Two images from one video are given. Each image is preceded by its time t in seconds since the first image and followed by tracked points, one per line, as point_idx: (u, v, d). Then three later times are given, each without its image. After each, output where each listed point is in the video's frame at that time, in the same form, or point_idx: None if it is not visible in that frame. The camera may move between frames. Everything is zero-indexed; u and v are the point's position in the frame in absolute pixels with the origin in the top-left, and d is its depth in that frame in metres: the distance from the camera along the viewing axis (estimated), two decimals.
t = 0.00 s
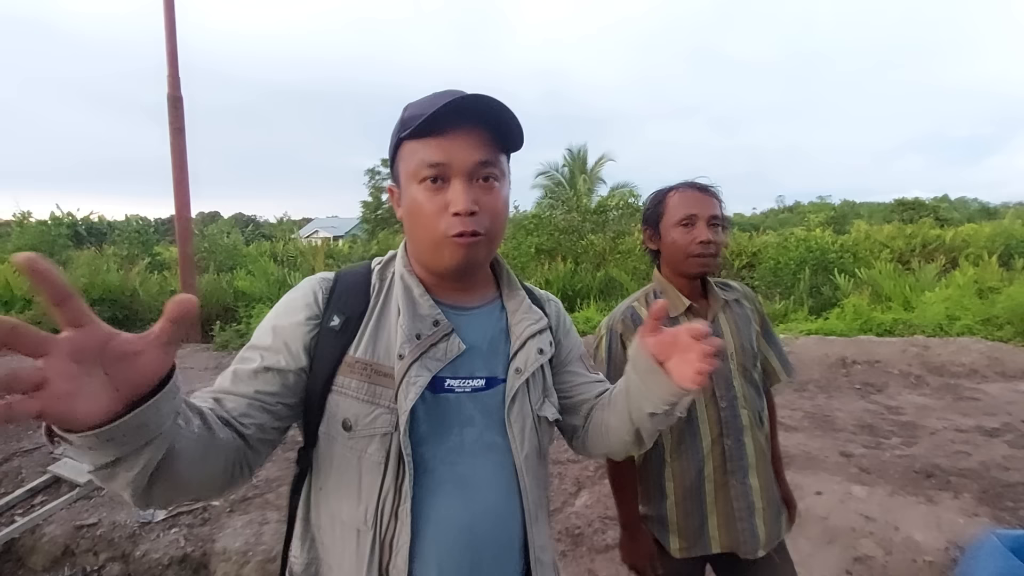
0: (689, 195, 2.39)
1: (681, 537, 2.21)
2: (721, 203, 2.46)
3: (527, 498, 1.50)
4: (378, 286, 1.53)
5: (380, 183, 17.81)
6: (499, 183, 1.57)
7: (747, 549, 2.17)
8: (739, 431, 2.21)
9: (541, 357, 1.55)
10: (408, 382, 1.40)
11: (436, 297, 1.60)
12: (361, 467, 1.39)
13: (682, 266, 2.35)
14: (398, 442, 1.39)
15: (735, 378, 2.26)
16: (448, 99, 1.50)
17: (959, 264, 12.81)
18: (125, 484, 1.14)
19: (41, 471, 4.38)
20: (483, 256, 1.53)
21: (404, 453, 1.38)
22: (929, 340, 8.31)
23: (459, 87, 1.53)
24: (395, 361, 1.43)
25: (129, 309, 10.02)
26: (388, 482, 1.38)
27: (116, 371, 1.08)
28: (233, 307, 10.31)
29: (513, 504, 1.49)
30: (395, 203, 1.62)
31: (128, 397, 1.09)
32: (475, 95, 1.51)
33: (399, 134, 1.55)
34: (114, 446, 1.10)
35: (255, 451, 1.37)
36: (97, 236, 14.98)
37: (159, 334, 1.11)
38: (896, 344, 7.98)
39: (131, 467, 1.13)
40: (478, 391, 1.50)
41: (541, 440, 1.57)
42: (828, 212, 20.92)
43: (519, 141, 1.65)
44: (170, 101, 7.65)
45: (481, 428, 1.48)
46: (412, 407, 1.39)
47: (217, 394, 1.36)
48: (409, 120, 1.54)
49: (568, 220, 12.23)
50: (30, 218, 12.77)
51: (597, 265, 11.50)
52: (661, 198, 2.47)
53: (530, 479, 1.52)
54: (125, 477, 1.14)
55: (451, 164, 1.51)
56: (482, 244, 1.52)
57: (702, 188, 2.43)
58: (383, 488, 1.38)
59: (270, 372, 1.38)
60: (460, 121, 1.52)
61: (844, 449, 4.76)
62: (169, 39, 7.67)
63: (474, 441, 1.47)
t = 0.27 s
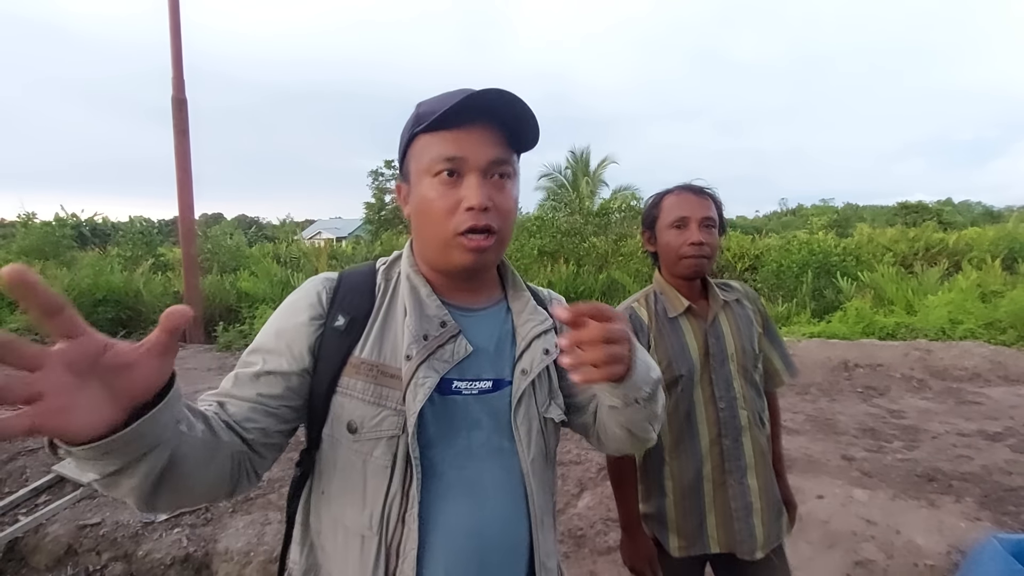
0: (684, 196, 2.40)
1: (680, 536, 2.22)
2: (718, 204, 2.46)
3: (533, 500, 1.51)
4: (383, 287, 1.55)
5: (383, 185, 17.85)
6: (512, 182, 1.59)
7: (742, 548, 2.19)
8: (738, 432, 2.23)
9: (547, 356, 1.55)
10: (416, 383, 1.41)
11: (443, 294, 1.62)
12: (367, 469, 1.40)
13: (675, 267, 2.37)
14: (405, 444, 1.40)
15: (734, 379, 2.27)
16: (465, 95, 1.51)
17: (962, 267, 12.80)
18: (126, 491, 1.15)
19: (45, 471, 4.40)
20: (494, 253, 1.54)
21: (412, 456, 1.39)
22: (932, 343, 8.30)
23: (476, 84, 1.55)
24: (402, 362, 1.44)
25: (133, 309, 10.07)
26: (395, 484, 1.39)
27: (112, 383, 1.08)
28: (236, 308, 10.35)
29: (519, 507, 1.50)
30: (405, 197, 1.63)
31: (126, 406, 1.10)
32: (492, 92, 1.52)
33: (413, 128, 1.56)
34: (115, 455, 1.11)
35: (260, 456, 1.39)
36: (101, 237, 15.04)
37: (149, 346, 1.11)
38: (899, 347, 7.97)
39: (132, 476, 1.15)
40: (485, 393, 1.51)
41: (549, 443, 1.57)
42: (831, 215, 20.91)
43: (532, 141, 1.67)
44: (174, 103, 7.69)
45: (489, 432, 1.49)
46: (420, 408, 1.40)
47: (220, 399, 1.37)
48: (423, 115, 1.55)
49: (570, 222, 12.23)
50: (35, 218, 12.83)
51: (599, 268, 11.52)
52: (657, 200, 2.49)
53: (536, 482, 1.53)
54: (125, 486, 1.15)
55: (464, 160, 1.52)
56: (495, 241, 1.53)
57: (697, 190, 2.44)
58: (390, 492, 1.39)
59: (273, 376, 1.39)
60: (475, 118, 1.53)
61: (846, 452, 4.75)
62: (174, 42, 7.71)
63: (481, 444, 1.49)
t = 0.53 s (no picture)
0: (693, 197, 2.39)
1: (679, 537, 2.24)
2: (726, 204, 2.44)
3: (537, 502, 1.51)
4: (384, 288, 1.55)
5: (383, 187, 17.87)
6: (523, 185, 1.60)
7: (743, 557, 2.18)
8: (739, 436, 2.22)
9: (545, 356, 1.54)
10: (419, 383, 1.41)
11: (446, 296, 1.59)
12: (371, 471, 1.40)
13: (680, 267, 2.36)
14: (409, 446, 1.40)
15: (739, 383, 2.25)
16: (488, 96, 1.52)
17: (964, 271, 12.77)
18: (186, 515, 1.19)
19: (45, 472, 4.40)
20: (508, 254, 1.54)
21: (415, 458, 1.39)
22: (933, 347, 8.28)
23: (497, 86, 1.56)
24: (405, 363, 1.44)
25: (134, 311, 10.08)
26: (399, 487, 1.39)
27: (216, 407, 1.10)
28: (236, 310, 10.36)
29: (525, 508, 1.50)
30: (415, 194, 1.59)
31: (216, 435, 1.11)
32: (514, 93, 1.51)
33: (430, 125, 1.53)
34: (194, 482, 1.13)
35: (273, 470, 1.38)
36: (102, 238, 15.07)
37: (261, 381, 1.13)
38: (900, 351, 7.95)
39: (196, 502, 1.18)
40: (486, 394, 1.51)
41: (551, 444, 1.57)
42: (832, 217, 20.89)
43: (538, 147, 1.68)
44: (176, 105, 7.70)
45: (491, 434, 1.49)
46: (423, 409, 1.40)
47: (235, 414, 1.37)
48: (442, 113, 1.53)
49: (571, 225, 12.23)
50: (36, 220, 12.84)
51: (599, 270, 11.52)
52: (669, 201, 2.50)
53: (541, 485, 1.53)
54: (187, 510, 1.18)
55: (484, 159, 1.51)
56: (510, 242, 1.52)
57: (706, 191, 2.43)
58: (395, 494, 1.39)
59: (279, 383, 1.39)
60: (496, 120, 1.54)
61: (847, 456, 4.74)
62: (176, 45, 7.74)
63: (484, 446, 1.48)
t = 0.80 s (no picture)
0: (711, 194, 2.38)
1: (686, 533, 2.21)
2: (746, 201, 2.42)
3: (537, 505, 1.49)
4: (382, 291, 1.53)
5: (383, 189, 17.87)
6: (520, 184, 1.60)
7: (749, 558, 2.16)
8: (750, 435, 2.20)
9: (545, 357, 1.52)
10: (421, 388, 1.40)
11: (443, 298, 1.59)
12: (373, 477, 1.38)
13: (695, 263, 2.36)
14: (412, 451, 1.39)
15: (752, 382, 2.23)
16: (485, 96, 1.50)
17: (964, 273, 12.76)
18: (133, 505, 1.08)
19: (42, 474, 4.38)
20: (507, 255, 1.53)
21: (418, 462, 1.38)
22: (934, 349, 8.26)
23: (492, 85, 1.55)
24: (406, 367, 1.43)
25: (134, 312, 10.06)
26: (401, 492, 1.38)
27: (144, 365, 0.99)
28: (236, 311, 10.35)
29: (525, 512, 1.48)
30: (412, 196, 1.57)
31: (154, 399, 1.01)
32: (513, 93, 1.50)
33: (426, 127, 1.51)
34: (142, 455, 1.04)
35: (263, 472, 1.33)
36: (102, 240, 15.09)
37: (195, 332, 1.05)
38: (900, 353, 7.93)
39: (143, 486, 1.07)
40: (487, 396, 1.50)
41: (552, 445, 1.56)
42: (832, 219, 20.90)
43: (533, 146, 1.68)
44: (176, 106, 7.71)
45: (493, 437, 1.48)
46: (425, 414, 1.39)
47: (218, 409, 1.30)
48: (439, 114, 1.51)
49: (571, 227, 12.22)
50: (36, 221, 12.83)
51: (599, 272, 11.51)
52: (689, 197, 2.49)
53: (541, 488, 1.51)
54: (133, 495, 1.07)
55: (483, 159, 1.50)
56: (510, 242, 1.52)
57: (725, 188, 2.41)
58: (397, 500, 1.37)
59: (278, 385, 1.35)
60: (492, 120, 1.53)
61: (848, 459, 4.72)
62: (176, 45, 7.74)
63: (486, 450, 1.47)
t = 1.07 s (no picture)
0: (725, 190, 2.40)
1: (696, 527, 2.21)
2: (763, 198, 2.41)
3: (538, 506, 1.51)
4: (377, 297, 1.52)
5: (383, 190, 17.86)
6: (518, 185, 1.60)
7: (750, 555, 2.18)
8: (761, 431, 2.20)
9: (546, 355, 1.54)
10: (421, 393, 1.39)
11: (439, 299, 1.59)
12: (375, 483, 1.37)
13: (708, 259, 2.36)
14: (413, 455, 1.38)
15: (765, 378, 2.22)
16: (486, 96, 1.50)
17: (963, 274, 12.78)
18: (161, 546, 1.12)
19: (42, 476, 4.38)
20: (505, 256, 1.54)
21: (420, 466, 1.38)
22: (933, 350, 8.26)
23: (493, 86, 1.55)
24: (404, 373, 1.42)
25: (132, 313, 10.05)
26: (404, 495, 1.38)
27: (149, 412, 1.05)
28: (235, 312, 10.34)
29: (526, 512, 1.49)
30: (409, 195, 1.56)
31: (165, 447, 1.06)
32: (515, 94, 1.52)
33: (425, 126, 1.51)
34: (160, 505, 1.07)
35: (271, 483, 1.35)
36: (101, 240, 15.07)
37: (195, 375, 1.10)
38: (900, 354, 7.93)
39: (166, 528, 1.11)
40: (487, 398, 1.49)
41: (550, 445, 1.57)
42: (831, 220, 20.91)
43: (530, 146, 1.68)
44: (175, 107, 7.70)
45: (494, 438, 1.48)
46: (426, 419, 1.38)
47: (225, 429, 1.33)
48: (438, 113, 1.50)
49: (570, 228, 12.22)
50: (35, 222, 12.81)
51: (598, 273, 11.52)
52: (705, 194, 2.52)
53: (541, 486, 1.53)
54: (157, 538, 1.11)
55: (483, 159, 1.50)
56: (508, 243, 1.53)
57: (740, 185, 2.41)
58: (399, 504, 1.37)
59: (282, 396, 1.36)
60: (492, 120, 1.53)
61: (847, 460, 4.72)
62: (175, 47, 7.74)
63: (487, 451, 1.46)
